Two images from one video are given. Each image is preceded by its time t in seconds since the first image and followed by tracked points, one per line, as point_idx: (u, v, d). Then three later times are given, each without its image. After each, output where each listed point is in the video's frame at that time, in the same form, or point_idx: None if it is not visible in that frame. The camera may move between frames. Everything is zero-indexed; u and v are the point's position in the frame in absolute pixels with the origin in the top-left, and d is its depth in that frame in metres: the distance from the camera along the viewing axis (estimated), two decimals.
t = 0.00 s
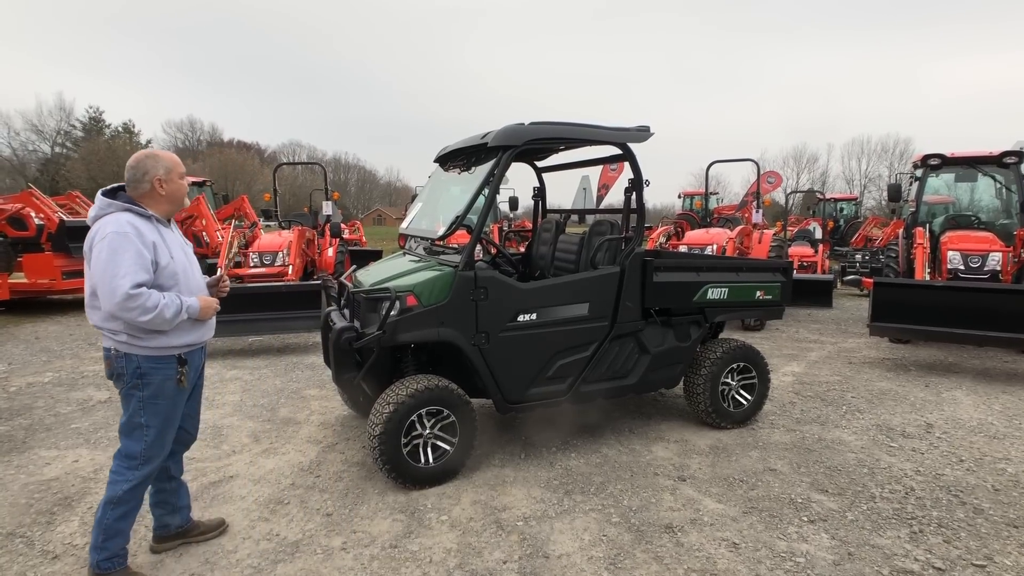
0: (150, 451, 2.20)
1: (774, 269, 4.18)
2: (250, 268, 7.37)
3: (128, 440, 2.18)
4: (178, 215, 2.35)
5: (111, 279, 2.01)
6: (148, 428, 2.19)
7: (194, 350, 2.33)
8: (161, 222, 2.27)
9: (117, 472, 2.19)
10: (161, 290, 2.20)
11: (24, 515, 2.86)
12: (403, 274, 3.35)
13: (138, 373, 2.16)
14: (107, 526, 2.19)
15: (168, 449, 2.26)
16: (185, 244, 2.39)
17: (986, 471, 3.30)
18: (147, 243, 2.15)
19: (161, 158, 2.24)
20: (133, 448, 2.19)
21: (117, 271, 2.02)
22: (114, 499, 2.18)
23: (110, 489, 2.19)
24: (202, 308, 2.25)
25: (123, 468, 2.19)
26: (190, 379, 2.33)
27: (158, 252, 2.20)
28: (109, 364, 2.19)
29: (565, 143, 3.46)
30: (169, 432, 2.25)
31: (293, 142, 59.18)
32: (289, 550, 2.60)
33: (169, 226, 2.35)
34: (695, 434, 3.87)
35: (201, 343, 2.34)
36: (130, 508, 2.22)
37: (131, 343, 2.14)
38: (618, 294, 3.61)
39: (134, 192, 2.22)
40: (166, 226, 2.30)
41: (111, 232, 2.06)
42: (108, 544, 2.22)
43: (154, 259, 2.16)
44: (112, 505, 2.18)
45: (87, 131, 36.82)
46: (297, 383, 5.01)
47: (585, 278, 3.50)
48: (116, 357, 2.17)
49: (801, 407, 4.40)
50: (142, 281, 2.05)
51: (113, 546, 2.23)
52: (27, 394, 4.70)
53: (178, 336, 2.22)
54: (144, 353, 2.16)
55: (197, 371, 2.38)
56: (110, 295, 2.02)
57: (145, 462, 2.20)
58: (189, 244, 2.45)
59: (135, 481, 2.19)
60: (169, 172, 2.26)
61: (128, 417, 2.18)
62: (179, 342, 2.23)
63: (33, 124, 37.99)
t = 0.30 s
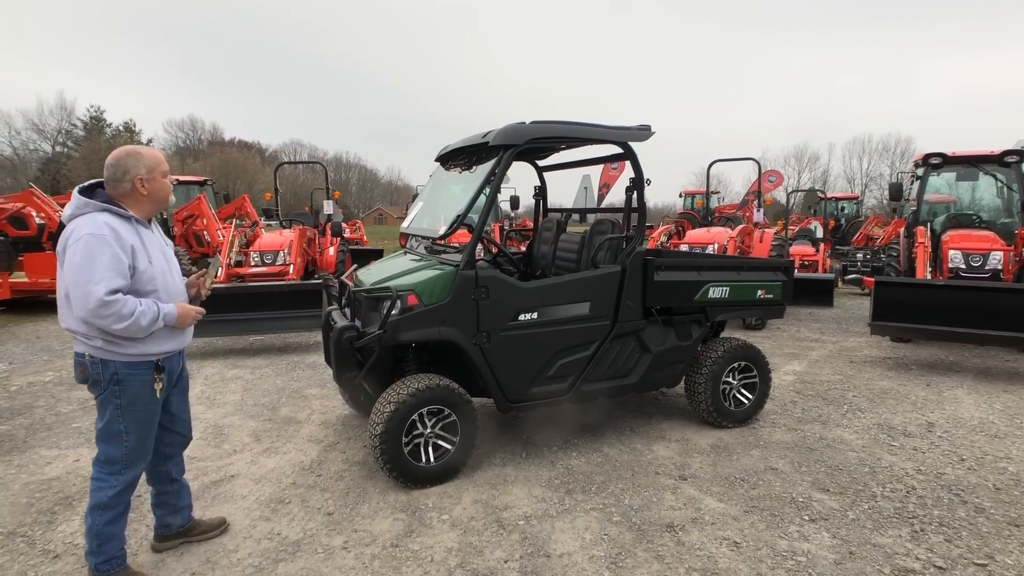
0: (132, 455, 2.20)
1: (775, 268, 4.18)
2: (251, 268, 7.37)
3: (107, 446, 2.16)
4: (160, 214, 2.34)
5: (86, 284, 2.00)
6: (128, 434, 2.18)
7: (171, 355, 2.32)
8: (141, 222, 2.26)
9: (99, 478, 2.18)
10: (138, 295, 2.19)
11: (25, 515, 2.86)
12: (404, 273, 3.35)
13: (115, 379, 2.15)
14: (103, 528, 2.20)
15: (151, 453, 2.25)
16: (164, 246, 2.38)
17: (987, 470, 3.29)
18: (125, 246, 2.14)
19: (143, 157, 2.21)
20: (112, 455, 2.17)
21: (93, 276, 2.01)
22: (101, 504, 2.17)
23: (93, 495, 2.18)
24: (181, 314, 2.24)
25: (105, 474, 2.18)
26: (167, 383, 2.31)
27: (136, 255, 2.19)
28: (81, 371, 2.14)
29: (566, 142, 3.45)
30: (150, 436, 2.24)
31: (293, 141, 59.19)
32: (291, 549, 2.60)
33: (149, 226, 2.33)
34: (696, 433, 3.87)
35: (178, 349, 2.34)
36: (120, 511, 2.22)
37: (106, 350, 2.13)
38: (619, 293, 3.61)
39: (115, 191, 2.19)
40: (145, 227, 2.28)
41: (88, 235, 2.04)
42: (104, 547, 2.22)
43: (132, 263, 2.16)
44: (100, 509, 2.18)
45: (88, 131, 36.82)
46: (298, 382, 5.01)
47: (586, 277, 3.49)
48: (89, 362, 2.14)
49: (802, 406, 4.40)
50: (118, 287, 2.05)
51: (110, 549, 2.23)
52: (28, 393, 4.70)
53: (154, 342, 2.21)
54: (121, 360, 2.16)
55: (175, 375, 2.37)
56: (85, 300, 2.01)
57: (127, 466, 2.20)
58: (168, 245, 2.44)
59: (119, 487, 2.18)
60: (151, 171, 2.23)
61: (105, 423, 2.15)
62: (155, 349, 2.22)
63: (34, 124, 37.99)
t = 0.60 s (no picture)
0: (123, 456, 2.20)
1: (775, 267, 4.17)
2: (250, 267, 7.37)
3: (96, 451, 2.15)
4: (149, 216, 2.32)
5: (81, 294, 1.99)
6: (118, 437, 2.17)
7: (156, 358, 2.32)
8: (130, 225, 2.24)
9: (89, 482, 2.18)
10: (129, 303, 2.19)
11: (24, 514, 2.86)
12: (404, 272, 3.35)
13: (104, 383, 2.14)
14: (102, 528, 2.20)
15: (142, 454, 2.26)
16: (152, 250, 2.37)
17: (987, 470, 3.29)
18: (119, 254, 2.13)
19: (134, 158, 2.19)
20: (102, 458, 2.17)
21: (88, 287, 2.00)
22: (94, 508, 2.17)
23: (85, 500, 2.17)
24: (171, 320, 2.23)
25: (96, 477, 2.17)
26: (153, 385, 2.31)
27: (128, 262, 2.18)
28: (67, 376, 2.13)
29: (566, 141, 3.45)
30: (140, 437, 2.24)
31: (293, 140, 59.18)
32: (291, 548, 2.60)
33: (138, 229, 2.31)
34: (696, 433, 3.87)
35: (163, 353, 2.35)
36: (115, 512, 2.22)
37: (96, 357, 2.12)
38: (619, 292, 3.61)
39: (104, 193, 2.18)
40: (136, 232, 2.27)
41: (83, 243, 2.03)
42: (105, 547, 2.22)
43: (124, 271, 2.15)
44: (94, 513, 2.18)
45: (88, 130, 36.79)
46: (298, 381, 5.01)
47: (585, 276, 3.49)
48: (77, 368, 2.12)
49: (802, 405, 4.40)
50: (114, 298, 2.05)
51: (111, 549, 2.23)
52: (28, 393, 4.70)
53: (145, 349, 2.22)
54: (111, 364, 2.15)
55: (160, 376, 2.36)
56: (78, 310, 2.00)
57: (117, 469, 2.20)
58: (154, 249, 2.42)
59: (111, 490, 2.18)
60: (141, 173, 2.21)
61: (94, 428, 2.14)
62: (145, 356, 2.22)
63: (33, 123, 37.95)
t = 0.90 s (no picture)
0: (122, 456, 2.20)
1: (776, 266, 4.17)
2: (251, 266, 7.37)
3: (95, 451, 2.15)
4: (140, 214, 2.29)
5: (94, 293, 2.00)
6: (117, 438, 2.17)
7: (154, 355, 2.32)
8: (123, 224, 2.23)
9: (88, 482, 2.18)
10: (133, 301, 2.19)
11: (25, 513, 2.86)
12: (404, 271, 3.35)
13: (105, 383, 2.14)
14: (103, 527, 2.21)
15: (141, 453, 2.27)
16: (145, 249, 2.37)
17: (987, 469, 3.29)
18: (121, 253, 2.14)
19: (120, 156, 2.15)
20: (101, 457, 2.17)
21: (101, 286, 2.01)
22: (93, 508, 2.18)
23: (83, 499, 2.18)
24: (178, 311, 2.27)
25: (94, 477, 2.18)
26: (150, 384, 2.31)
27: (129, 261, 2.19)
28: (65, 376, 2.11)
29: (566, 140, 3.45)
30: (138, 436, 2.24)
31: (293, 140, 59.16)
32: (291, 547, 2.60)
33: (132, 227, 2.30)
34: (696, 432, 3.87)
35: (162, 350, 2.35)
36: (113, 512, 2.22)
37: (102, 355, 2.12)
38: (619, 292, 3.61)
39: (92, 190, 2.16)
40: (130, 230, 2.26)
41: (89, 242, 2.03)
42: (105, 547, 2.23)
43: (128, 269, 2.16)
44: (93, 513, 2.18)
45: (88, 129, 36.77)
46: (298, 380, 5.01)
47: (586, 275, 3.49)
48: (77, 367, 2.11)
49: (802, 404, 4.40)
50: (126, 296, 2.06)
51: (111, 549, 2.25)
52: (28, 392, 4.70)
53: (152, 345, 2.23)
54: (111, 364, 2.15)
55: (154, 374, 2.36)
56: (91, 309, 2.00)
57: (116, 469, 2.20)
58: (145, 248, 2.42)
59: (110, 490, 2.19)
60: (128, 171, 2.17)
61: (93, 429, 2.14)
62: (149, 352, 2.23)
63: (33, 122, 37.93)
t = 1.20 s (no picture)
0: (120, 453, 2.20)
1: (776, 266, 4.17)
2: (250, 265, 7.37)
3: (93, 449, 2.14)
4: (127, 211, 2.28)
5: (96, 289, 2.01)
6: (114, 436, 2.17)
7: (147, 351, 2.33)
8: (112, 221, 2.22)
9: (85, 481, 2.17)
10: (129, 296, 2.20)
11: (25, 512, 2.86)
12: (404, 270, 3.34)
13: (102, 378, 2.14)
14: (101, 525, 2.21)
15: (137, 451, 2.27)
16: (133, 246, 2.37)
17: (987, 469, 3.29)
18: (116, 249, 2.15)
19: (104, 154, 2.13)
20: (97, 456, 2.16)
21: (103, 282, 2.03)
22: (93, 507, 2.17)
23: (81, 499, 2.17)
24: (174, 302, 2.30)
25: (93, 475, 2.17)
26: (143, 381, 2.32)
27: (122, 257, 2.20)
28: (62, 372, 2.10)
29: (566, 139, 3.45)
30: (135, 432, 2.25)
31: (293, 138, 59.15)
32: (291, 546, 2.60)
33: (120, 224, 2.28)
34: (696, 431, 3.87)
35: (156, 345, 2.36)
36: (111, 510, 2.22)
37: (102, 349, 2.13)
38: (619, 291, 3.61)
39: (77, 189, 2.13)
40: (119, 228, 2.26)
41: (85, 240, 2.04)
42: (105, 547, 2.24)
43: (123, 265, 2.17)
44: (93, 511, 2.18)
45: (88, 127, 36.75)
46: (298, 379, 5.01)
47: (585, 275, 3.49)
48: (74, 363, 2.10)
49: (802, 404, 4.40)
50: (127, 290, 2.09)
51: (110, 548, 2.25)
52: (28, 390, 4.70)
53: (149, 339, 2.26)
54: (110, 359, 2.15)
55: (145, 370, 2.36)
56: (94, 305, 2.02)
57: (114, 467, 2.20)
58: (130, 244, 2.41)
59: (110, 487, 2.19)
60: (113, 169, 2.15)
61: (91, 426, 2.13)
62: (146, 345, 2.25)
63: (34, 120, 37.92)
